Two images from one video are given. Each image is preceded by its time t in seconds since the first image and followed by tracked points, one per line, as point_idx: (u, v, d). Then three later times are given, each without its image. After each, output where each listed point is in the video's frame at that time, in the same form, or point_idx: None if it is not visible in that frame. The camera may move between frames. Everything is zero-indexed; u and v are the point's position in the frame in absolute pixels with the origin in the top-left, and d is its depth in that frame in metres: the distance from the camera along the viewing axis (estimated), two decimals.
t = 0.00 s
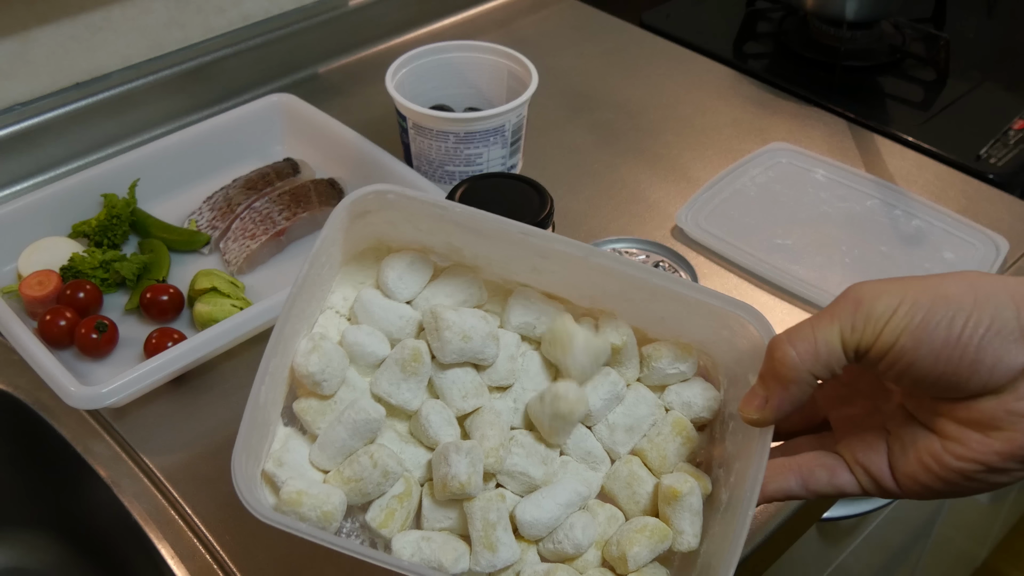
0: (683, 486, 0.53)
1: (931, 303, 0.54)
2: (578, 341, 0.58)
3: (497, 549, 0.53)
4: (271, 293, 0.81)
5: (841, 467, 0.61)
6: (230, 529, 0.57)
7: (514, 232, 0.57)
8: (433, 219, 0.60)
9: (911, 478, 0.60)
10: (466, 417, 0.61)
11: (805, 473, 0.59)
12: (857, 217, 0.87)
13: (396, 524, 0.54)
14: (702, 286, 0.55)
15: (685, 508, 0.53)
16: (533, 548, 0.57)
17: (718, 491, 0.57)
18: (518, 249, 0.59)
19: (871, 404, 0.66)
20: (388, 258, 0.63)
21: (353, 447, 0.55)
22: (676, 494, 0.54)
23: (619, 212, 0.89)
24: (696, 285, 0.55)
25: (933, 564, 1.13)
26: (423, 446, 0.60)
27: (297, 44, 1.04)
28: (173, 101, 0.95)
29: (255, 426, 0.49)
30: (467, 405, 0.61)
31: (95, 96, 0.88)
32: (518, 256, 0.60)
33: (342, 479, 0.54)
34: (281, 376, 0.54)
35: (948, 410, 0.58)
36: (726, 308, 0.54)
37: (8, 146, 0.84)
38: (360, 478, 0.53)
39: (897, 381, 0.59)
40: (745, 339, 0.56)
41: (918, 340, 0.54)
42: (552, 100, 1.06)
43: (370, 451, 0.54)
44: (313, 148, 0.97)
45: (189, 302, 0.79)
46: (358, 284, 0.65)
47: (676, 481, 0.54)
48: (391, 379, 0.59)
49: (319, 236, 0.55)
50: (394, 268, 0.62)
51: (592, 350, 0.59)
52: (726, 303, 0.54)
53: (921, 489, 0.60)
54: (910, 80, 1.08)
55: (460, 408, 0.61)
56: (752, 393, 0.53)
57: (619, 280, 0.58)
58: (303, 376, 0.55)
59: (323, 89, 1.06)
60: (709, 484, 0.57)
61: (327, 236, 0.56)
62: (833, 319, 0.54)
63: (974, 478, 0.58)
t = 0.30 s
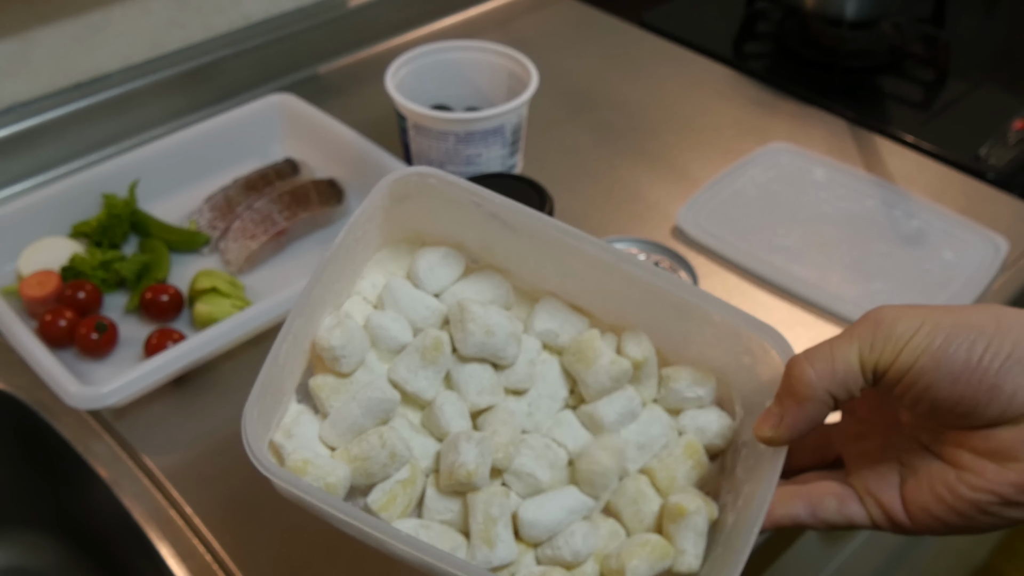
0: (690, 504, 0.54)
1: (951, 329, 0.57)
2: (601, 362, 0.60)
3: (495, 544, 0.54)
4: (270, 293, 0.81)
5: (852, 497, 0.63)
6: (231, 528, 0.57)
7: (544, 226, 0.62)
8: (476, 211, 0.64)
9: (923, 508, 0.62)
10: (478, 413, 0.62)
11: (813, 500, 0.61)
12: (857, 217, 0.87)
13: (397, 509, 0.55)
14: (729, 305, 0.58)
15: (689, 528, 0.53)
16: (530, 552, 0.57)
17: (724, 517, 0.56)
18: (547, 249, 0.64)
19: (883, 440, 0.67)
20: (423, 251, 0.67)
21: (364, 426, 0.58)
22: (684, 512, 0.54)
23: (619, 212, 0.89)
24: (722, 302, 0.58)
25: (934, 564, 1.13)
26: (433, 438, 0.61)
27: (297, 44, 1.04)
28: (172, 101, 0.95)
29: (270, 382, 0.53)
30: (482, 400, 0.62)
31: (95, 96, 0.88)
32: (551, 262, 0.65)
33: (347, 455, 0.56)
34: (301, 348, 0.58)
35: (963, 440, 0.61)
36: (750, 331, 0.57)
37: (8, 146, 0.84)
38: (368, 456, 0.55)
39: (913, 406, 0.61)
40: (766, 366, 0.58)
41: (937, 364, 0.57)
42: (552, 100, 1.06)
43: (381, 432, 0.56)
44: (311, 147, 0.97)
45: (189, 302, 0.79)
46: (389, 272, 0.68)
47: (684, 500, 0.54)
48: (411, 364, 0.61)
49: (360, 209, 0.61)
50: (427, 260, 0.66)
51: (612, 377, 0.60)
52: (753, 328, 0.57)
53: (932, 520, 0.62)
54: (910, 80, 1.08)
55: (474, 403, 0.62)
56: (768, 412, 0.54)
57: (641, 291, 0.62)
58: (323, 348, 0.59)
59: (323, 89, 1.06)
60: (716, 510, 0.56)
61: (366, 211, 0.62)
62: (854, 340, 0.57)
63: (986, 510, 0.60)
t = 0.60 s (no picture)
0: (670, 507, 0.54)
1: (938, 335, 0.57)
2: (598, 357, 0.60)
3: (471, 521, 0.54)
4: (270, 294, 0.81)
5: (829, 509, 0.62)
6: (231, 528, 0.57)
7: (559, 215, 0.62)
8: (496, 189, 0.65)
9: (903, 521, 0.60)
10: (471, 389, 0.63)
11: (790, 511, 0.60)
12: (857, 218, 0.87)
13: (378, 473, 0.57)
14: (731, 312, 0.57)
15: (666, 530, 0.53)
16: (505, 533, 0.58)
17: (704, 526, 0.56)
18: (559, 238, 0.64)
19: (866, 455, 0.66)
20: (437, 225, 0.68)
21: (355, 387, 0.59)
22: (661, 513, 0.53)
23: (618, 212, 0.89)
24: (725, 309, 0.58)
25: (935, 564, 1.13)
26: (422, 408, 0.62)
27: (297, 44, 1.04)
28: (172, 100, 0.95)
29: (269, 328, 0.55)
30: (476, 377, 0.63)
31: (95, 97, 0.88)
32: (562, 250, 0.66)
33: (334, 413, 0.58)
34: (303, 300, 0.60)
35: (947, 451, 0.59)
36: (748, 340, 0.57)
37: (8, 146, 0.84)
38: (355, 417, 0.57)
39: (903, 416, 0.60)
40: (763, 380, 0.57)
41: (923, 368, 0.56)
42: (552, 100, 1.06)
43: (371, 395, 0.58)
44: (311, 147, 0.97)
45: (188, 302, 0.79)
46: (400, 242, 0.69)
47: (665, 502, 0.54)
48: (410, 333, 0.62)
49: (378, 171, 0.62)
50: (439, 234, 0.66)
51: (607, 374, 0.60)
52: (752, 337, 0.56)
53: (913, 534, 0.60)
54: (910, 80, 1.08)
55: (468, 379, 0.63)
56: (759, 424, 0.54)
57: (642, 285, 0.62)
58: (326, 306, 0.60)
59: (322, 89, 1.06)
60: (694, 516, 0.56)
61: (387, 173, 0.63)
62: (842, 346, 0.57)
63: (969, 523, 0.58)
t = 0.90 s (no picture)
0: (676, 506, 0.53)
1: (953, 335, 0.57)
2: (611, 350, 0.61)
3: (472, 509, 0.54)
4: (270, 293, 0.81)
5: (838, 513, 0.61)
6: (231, 528, 0.57)
7: (577, 201, 0.63)
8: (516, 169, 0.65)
9: (915, 526, 0.59)
10: (479, 373, 0.63)
11: (798, 514, 0.60)
12: (857, 218, 0.87)
13: (379, 454, 0.56)
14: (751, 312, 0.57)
15: (671, 529, 0.53)
16: (506, 523, 0.58)
17: (710, 527, 0.56)
18: (576, 223, 0.65)
19: (876, 462, 0.65)
20: (454, 204, 0.69)
21: (361, 364, 0.59)
22: (667, 512, 0.53)
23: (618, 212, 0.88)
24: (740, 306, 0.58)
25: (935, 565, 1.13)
26: (427, 390, 0.63)
27: (296, 44, 1.04)
28: (173, 100, 0.95)
29: (284, 287, 0.56)
30: (484, 362, 0.63)
31: (95, 96, 0.88)
32: (575, 236, 0.67)
33: (339, 390, 0.57)
34: (314, 271, 0.60)
35: (961, 454, 0.59)
36: (764, 340, 0.57)
37: (8, 145, 0.84)
38: (360, 396, 0.56)
39: (915, 417, 0.60)
40: (776, 383, 0.58)
41: (939, 368, 0.57)
42: (552, 100, 1.06)
43: (376, 373, 0.57)
44: (311, 147, 0.98)
45: (189, 302, 0.79)
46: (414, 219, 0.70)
47: (671, 501, 0.54)
48: (420, 313, 0.62)
49: (400, 144, 0.62)
50: (457, 213, 0.68)
51: (618, 368, 0.61)
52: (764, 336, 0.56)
53: (924, 538, 0.59)
54: (910, 80, 1.08)
55: (476, 363, 0.64)
56: (773, 425, 0.54)
57: (660, 279, 0.63)
58: (335, 279, 0.60)
59: (322, 89, 1.06)
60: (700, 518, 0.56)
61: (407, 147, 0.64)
62: (857, 343, 0.58)
63: (983, 528, 0.57)
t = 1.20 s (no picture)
0: (696, 503, 0.53)
1: (982, 340, 0.57)
2: (632, 349, 0.61)
3: (491, 500, 0.54)
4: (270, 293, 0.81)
5: (861, 517, 0.60)
6: (231, 528, 0.57)
7: (597, 203, 0.64)
8: (537, 170, 0.66)
9: (940, 531, 0.58)
10: (501, 372, 0.64)
11: (823, 515, 0.59)
12: (858, 218, 0.87)
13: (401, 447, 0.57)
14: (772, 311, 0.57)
15: (691, 526, 0.53)
16: (525, 518, 0.58)
17: (730, 525, 0.56)
18: (597, 225, 0.66)
19: (902, 468, 0.64)
20: (478, 210, 0.70)
21: (385, 359, 0.60)
22: (687, 509, 0.53)
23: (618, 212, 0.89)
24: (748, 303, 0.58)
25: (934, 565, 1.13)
26: (450, 388, 0.63)
27: (297, 44, 1.04)
28: (173, 100, 0.95)
29: (312, 277, 0.58)
30: (506, 361, 0.64)
31: (95, 96, 0.88)
32: (598, 241, 0.67)
33: (362, 384, 0.58)
34: (341, 270, 0.63)
35: (987, 460, 0.58)
36: (788, 342, 0.57)
37: (8, 145, 0.84)
38: (383, 389, 0.57)
39: (940, 420, 0.60)
40: (797, 384, 0.58)
41: (967, 373, 0.57)
42: (552, 100, 1.06)
43: (399, 368, 0.58)
44: (311, 147, 0.98)
45: (189, 302, 0.79)
46: (439, 222, 0.72)
47: (691, 498, 0.54)
48: (445, 313, 0.63)
49: (423, 145, 0.64)
50: (481, 220, 0.68)
51: (639, 368, 0.61)
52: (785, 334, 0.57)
53: (949, 545, 0.58)
54: (909, 80, 1.08)
55: (498, 363, 0.64)
56: (794, 418, 0.54)
57: (674, 279, 0.63)
58: (361, 276, 0.61)
59: (322, 89, 1.06)
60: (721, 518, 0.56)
61: (430, 148, 0.65)
62: (883, 343, 0.58)
63: (1008, 534, 0.56)
